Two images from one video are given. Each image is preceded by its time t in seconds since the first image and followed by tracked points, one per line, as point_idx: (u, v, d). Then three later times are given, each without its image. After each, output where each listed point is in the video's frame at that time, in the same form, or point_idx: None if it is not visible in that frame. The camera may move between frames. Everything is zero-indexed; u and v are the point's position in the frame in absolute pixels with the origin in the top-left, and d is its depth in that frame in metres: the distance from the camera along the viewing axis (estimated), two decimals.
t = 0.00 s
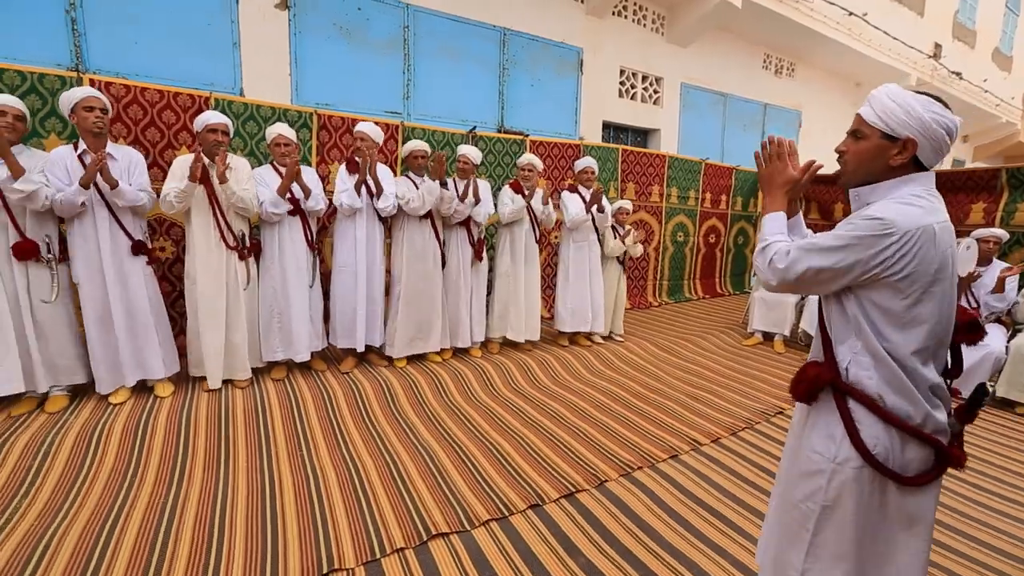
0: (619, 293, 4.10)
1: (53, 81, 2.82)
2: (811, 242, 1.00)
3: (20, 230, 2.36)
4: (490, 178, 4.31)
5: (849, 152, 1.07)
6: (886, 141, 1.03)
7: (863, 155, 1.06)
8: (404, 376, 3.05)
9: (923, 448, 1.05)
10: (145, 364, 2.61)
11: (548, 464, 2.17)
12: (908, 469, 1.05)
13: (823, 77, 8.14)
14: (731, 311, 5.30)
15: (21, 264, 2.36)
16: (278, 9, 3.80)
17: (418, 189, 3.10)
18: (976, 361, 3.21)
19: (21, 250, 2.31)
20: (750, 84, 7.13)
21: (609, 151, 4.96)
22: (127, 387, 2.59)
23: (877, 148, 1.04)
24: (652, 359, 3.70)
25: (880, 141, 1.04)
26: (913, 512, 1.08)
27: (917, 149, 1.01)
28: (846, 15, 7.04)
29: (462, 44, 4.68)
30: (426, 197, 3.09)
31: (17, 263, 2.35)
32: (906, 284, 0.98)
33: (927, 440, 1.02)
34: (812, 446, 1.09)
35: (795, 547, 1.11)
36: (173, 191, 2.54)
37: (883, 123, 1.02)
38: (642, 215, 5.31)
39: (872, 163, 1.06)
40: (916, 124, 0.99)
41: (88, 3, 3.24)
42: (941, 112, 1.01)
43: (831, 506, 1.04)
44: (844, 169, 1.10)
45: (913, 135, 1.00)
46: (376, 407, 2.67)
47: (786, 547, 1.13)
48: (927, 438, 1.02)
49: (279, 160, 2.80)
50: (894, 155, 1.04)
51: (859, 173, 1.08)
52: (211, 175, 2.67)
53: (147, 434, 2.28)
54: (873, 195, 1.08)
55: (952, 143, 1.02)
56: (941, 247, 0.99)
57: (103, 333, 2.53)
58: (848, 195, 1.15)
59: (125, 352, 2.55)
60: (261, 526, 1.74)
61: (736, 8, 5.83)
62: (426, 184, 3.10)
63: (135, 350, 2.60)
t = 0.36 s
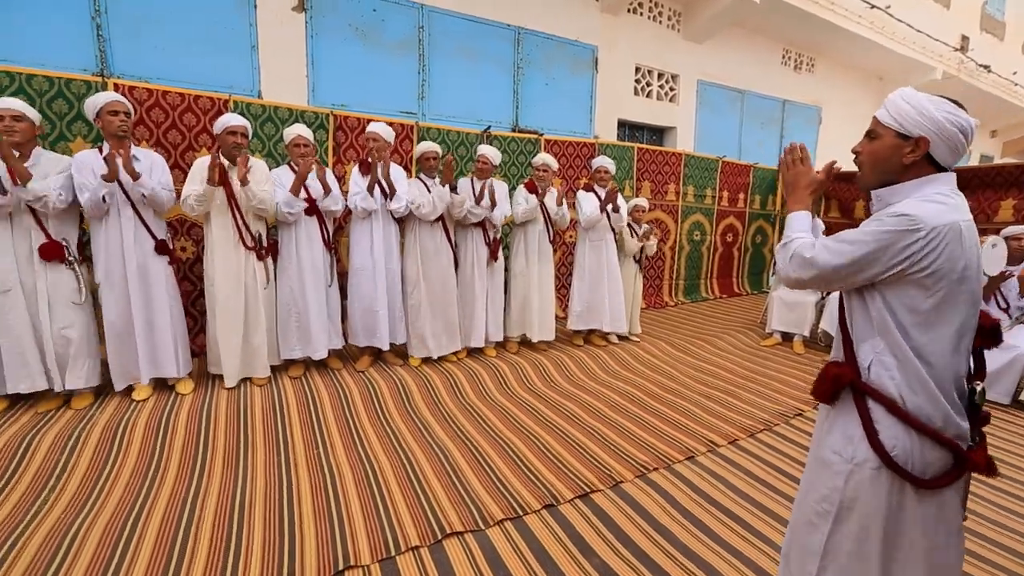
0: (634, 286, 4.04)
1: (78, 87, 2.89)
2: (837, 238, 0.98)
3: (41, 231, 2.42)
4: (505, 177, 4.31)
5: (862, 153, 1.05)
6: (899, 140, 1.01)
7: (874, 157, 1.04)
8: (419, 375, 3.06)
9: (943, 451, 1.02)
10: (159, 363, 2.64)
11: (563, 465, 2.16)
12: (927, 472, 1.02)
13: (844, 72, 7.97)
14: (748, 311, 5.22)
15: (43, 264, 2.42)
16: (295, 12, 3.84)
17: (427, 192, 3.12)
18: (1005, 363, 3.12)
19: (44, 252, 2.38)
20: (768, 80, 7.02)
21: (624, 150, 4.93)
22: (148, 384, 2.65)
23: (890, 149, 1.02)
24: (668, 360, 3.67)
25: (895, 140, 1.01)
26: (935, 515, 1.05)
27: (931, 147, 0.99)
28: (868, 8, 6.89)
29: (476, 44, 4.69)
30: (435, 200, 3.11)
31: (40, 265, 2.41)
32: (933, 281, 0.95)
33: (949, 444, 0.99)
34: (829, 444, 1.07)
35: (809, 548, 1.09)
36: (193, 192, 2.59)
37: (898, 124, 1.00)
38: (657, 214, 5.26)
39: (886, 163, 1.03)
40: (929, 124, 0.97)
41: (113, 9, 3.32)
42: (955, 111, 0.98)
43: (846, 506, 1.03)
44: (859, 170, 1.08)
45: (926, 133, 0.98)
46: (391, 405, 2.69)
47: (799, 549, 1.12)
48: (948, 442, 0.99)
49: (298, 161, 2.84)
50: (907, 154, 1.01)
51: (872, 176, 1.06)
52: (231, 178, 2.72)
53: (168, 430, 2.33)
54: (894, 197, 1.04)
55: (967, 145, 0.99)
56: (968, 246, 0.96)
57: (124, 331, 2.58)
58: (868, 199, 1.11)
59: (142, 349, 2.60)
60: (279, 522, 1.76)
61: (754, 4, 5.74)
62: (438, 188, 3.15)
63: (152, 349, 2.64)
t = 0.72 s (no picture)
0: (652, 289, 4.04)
1: (105, 93, 2.98)
2: (858, 249, 0.96)
3: (66, 234, 2.48)
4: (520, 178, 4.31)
5: (904, 158, 1.01)
6: (945, 147, 0.97)
7: (918, 163, 1.00)
8: (434, 376, 3.08)
9: (974, 459, 1.00)
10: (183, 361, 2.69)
11: (578, 467, 2.15)
12: (956, 481, 1.00)
13: (865, 70, 7.82)
14: (766, 313, 5.15)
15: (70, 270, 2.49)
16: (313, 17, 3.90)
17: (428, 186, 3.14)
18: None
19: (67, 254, 2.44)
20: (787, 78, 6.91)
21: (640, 151, 4.90)
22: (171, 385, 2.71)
23: (935, 156, 0.98)
24: (684, 362, 3.63)
25: (941, 146, 0.98)
26: (956, 522, 1.03)
27: (979, 153, 0.97)
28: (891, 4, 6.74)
29: (491, 46, 4.71)
30: (435, 193, 3.11)
31: (66, 270, 2.48)
32: (957, 285, 0.94)
33: (981, 453, 0.97)
34: (852, 454, 1.05)
35: (819, 551, 1.08)
36: (211, 196, 2.66)
37: (943, 128, 0.96)
38: (673, 215, 5.21)
39: (929, 168, 1.00)
40: (977, 126, 0.94)
41: (138, 18, 3.42)
42: (1001, 113, 0.97)
43: (864, 514, 1.01)
44: (899, 175, 1.04)
45: (974, 137, 0.95)
46: (407, 406, 2.72)
47: (810, 551, 1.10)
48: (981, 451, 0.97)
49: (316, 163, 2.88)
50: (953, 161, 0.98)
51: (915, 180, 1.02)
52: (249, 179, 2.78)
53: (190, 428, 2.39)
54: (922, 199, 1.02)
55: (1011, 143, 0.98)
56: (993, 247, 0.94)
57: (150, 332, 2.64)
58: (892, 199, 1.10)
59: (168, 346, 2.65)
60: (297, 520, 1.79)
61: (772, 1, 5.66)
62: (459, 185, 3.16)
63: (178, 346, 2.70)
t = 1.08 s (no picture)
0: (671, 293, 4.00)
1: (139, 99, 3.09)
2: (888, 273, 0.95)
3: (107, 235, 2.58)
4: (538, 182, 4.32)
5: (946, 156, 0.99)
6: (991, 142, 0.95)
7: (960, 160, 0.99)
8: (453, 377, 3.10)
9: (1006, 467, 0.95)
10: (219, 359, 2.80)
11: (595, 470, 2.15)
12: (986, 488, 0.96)
13: (894, 70, 7.63)
14: (788, 318, 5.05)
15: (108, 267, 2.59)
16: (337, 23, 3.98)
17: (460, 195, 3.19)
18: None
19: (109, 255, 2.54)
20: (812, 79, 6.79)
21: (660, 154, 4.87)
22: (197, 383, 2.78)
23: (981, 152, 0.96)
24: (703, 367, 3.59)
25: (986, 142, 0.96)
26: (988, 535, 1.00)
27: None
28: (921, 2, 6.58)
29: (512, 49, 4.73)
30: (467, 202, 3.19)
31: (106, 266, 2.58)
32: (990, 295, 0.90)
33: (1013, 460, 0.92)
34: (875, 461, 1.03)
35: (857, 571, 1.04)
36: (237, 198, 2.73)
37: (987, 123, 0.94)
38: (694, 218, 5.15)
39: (976, 165, 0.98)
40: None
41: (171, 27, 3.54)
42: None
43: (895, 529, 0.98)
44: (941, 173, 1.02)
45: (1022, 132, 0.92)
46: (425, 406, 2.74)
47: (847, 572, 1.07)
48: (1012, 457, 0.92)
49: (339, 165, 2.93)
50: (1002, 158, 0.95)
51: (957, 177, 1.00)
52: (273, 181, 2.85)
53: (215, 425, 2.45)
54: (961, 200, 1.01)
55: None
56: None
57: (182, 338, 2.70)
58: (932, 201, 1.08)
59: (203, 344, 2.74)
60: (317, 517, 1.82)
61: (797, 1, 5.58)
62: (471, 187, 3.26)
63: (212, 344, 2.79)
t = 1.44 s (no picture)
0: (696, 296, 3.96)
1: (170, 106, 3.19)
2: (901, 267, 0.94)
3: (140, 234, 2.66)
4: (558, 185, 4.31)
5: (977, 153, 0.96)
6: None
7: (991, 158, 0.96)
8: (471, 379, 3.12)
9: None
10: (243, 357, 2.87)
11: (613, 474, 2.14)
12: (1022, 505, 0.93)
13: (924, 69, 7.42)
14: (813, 323, 4.95)
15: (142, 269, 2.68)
16: (360, 29, 4.05)
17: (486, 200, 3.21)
18: None
19: (144, 254, 2.62)
20: (838, 79, 6.65)
21: (680, 156, 4.82)
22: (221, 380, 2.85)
23: (1015, 150, 0.93)
24: (725, 372, 3.54)
25: (1020, 141, 0.93)
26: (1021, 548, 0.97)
27: None
28: None
29: (532, 53, 4.75)
30: (495, 207, 3.21)
31: (140, 268, 2.67)
32: (1014, 295, 0.88)
33: None
34: (903, 471, 1.01)
35: None
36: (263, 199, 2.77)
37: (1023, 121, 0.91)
38: (715, 221, 5.08)
39: (1010, 162, 0.94)
40: None
41: (202, 34, 3.65)
42: None
43: (923, 542, 0.96)
44: (968, 173, 0.99)
45: None
46: (443, 407, 2.77)
47: None
48: None
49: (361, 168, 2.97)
50: None
51: (987, 178, 0.97)
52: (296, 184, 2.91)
53: (240, 423, 2.51)
54: (990, 201, 0.99)
55: None
56: None
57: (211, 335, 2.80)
58: (960, 201, 1.06)
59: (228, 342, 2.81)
60: (338, 515, 1.85)
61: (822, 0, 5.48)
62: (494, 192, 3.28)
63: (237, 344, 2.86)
